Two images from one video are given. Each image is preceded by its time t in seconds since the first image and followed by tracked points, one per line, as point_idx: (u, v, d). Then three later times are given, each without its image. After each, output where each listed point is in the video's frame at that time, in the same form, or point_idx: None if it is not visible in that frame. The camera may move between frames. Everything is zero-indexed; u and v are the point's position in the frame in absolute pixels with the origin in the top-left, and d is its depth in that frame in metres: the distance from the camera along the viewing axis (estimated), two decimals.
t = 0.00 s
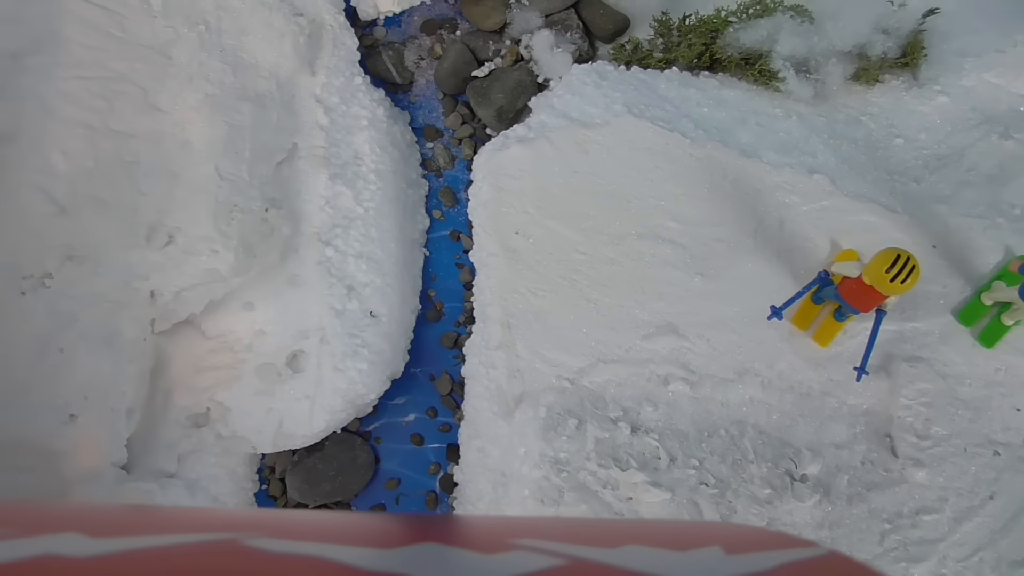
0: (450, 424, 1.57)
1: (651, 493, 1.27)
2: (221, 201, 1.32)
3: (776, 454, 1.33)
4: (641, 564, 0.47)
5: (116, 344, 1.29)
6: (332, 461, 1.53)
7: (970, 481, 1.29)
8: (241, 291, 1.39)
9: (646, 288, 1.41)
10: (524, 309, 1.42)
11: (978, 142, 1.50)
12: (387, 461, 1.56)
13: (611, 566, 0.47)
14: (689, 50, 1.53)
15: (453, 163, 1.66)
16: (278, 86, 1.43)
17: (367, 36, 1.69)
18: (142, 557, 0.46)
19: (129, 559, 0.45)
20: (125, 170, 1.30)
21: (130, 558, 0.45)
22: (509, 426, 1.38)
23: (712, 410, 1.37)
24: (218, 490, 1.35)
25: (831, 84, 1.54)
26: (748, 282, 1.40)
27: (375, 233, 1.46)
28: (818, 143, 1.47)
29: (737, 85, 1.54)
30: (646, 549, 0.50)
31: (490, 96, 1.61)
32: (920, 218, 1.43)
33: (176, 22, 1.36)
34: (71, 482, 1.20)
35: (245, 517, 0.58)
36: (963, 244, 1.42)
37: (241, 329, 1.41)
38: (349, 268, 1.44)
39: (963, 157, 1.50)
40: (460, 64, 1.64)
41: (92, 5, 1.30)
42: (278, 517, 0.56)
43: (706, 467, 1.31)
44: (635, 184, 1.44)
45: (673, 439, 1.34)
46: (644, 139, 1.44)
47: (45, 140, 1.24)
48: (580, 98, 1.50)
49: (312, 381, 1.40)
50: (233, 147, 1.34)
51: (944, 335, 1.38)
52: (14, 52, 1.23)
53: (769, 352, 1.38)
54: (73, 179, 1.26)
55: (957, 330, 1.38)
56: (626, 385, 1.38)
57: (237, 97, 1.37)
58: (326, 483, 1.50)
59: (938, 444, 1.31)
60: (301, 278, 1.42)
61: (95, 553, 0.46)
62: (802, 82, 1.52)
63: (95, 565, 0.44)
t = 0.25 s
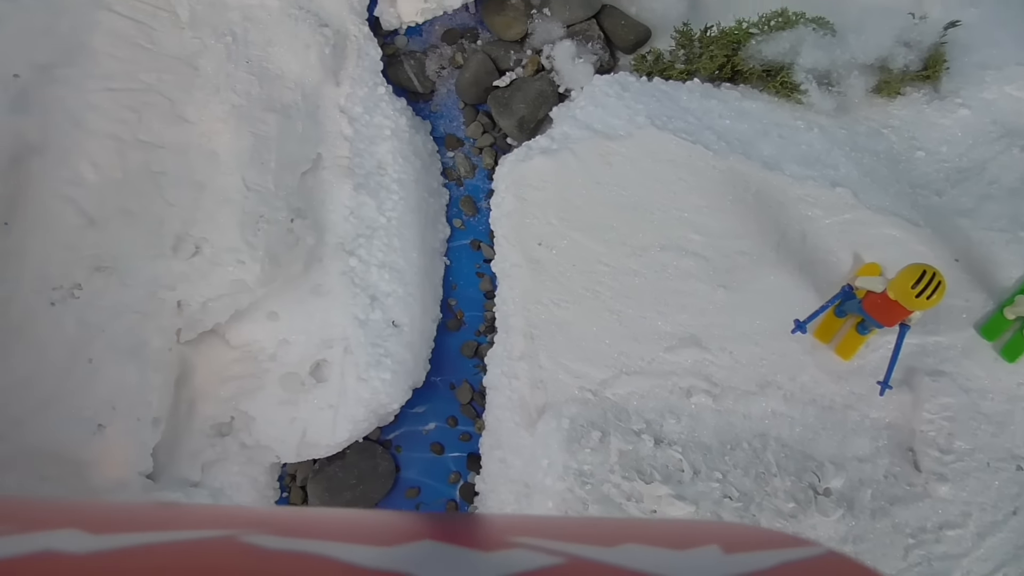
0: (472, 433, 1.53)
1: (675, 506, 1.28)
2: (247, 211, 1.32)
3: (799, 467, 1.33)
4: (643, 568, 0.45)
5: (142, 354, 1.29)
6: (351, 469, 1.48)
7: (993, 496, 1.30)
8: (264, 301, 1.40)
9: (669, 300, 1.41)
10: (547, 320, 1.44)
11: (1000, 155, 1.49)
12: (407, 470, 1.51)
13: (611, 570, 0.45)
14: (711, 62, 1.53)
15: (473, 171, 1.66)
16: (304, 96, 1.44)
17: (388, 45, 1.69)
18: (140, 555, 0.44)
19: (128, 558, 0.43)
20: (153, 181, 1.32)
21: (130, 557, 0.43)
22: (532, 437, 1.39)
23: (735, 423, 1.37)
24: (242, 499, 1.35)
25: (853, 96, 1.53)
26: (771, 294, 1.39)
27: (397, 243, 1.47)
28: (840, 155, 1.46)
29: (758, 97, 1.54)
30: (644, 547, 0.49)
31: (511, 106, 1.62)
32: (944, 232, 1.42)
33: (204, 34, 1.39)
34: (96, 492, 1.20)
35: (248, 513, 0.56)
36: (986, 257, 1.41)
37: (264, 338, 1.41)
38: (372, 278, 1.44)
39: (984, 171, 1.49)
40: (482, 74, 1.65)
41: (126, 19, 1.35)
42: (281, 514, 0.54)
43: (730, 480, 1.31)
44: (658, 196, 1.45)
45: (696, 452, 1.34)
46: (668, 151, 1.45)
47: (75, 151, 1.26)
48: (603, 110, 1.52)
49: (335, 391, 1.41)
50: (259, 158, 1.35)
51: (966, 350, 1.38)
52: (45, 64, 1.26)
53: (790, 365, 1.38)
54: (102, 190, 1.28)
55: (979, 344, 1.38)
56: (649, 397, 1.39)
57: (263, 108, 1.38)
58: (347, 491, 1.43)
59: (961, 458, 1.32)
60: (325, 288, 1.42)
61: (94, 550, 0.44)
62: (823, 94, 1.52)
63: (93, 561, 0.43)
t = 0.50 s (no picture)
0: (492, 443, 1.52)
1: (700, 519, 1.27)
2: (272, 221, 1.32)
3: (823, 481, 1.32)
4: None
5: (167, 364, 1.29)
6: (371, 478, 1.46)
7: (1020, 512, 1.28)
8: (287, 310, 1.40)
9: (692, 312, 1.41)
10: (570, 331, 1.44)
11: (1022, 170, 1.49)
12: (426, 479, 1.49)
13: None
14: (734, 73, 1.53)
15: (493, 181, 1.66)
16: (327, 106, 1.44)
17: (409, 53, 1.68)
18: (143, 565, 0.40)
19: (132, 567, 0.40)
20: (178, 190, 1.33)
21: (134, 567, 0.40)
22: (555, 449, 1.39)
23: (759, 436, 1.37)
24: (263, 508, 1.35)
25: (877, 109, 1.53)
26: (796, 306, 1.39)
27: (419, 252, 1.46)
28: (864, 168, 1.46)
29: (781, 108, 1.53)
30: (647, 552, 0.45)
31: (533, 116, 1.62)
32: (968, 246, 1.42)
33: (229, 42, 1.39)
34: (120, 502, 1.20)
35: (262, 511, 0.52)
36: (1010, 271, 1.40)
37: (286, 347, 1.41)
38: (394, 287, 1.44)
39: (1007, 184, 1.49)
40: (503, 83, 1.65)
41: (150, 27, 1.35)
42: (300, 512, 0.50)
43: (754, 493, 1.31)
44: (682, 207, 1.45)
45: (719, 464, 1.34)
46: (691, 162, 1.45)
47: (101, 161, 1.27)
48: (625, 121, 1.52)
49: (357, 401, 1.41)
50: (284, 167, 1.35)
51: (990, 364, 1.37)
52: (72, 73, 1.26)
53: (813, 377, 1.38)
54: (128, 199, 1.28)
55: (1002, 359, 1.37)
56: (672, 409, 1.38)
57: (288, 117, 1.38)
58: (367, 501, 1.41)
59: (986, 473, 1.30)
60: (347, 297, 1.42)
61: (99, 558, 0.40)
62: (847, 106, 1.51)
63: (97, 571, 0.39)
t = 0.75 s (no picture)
0: (510, 449, 1.52)
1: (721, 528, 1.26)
2: (294, 225, 1.32)
3: (845, 492, 1.32)
4: None
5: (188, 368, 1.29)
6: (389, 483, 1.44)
7: None
8: (308, 315, 1.40)
9: (713, 320, 1.41)
10: (591, 338, 1.44)
11: None
12: (443, 484, 1.49)
13: None
14: (755, 80, 1.53)
15: (512, 186, 1.65)
16: (350, 110, 1.44)
17: (429, 57, 1.68)
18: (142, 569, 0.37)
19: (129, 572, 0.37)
20: (201, 194, 1.34)
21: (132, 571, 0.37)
22: (575, 455, 1.38)
23: (780, 445, 1.36)
24: (282, 513, 1.35)
25: (899, 117, 1.53)
26: (819, 315, 1.38)
27: (438, 257, 1.46)
28: (886, 176, 1.45)
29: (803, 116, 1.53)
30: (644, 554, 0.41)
31: (553, 121, 1.62)
32: (992, 255, 1.40)
33: (253, 47, 1.40)
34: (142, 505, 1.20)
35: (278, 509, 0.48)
36: None
37: (307, 352, 1.40)
38: (414, 292, 1.43)
39: None
40: (524, 88, 1.65)
41: (174, 31, 1.35)
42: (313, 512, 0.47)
43: (775, 502, 1.30)
44: (704, 215, 1.45)
45: (741, 473, 1.33)
46: (713, 170, 1.45)
47: (127, 165, 1.28)
48: (648, 129, 1.53)
49: (377, 406, 1.40)
50: (307, 171, 1.35)
51: (1014, 375, 1.35)
52: (98, 77, 1.27)
53: (835, 387, 1.37)
54: (153, 203, 1.30)
55: None
56: (693, 417, 1.38)
57: (310, 122, 1.38)
58: (385, 506, 1.41)
59: (1010, 484, 1.28)
60: (368, 302, 1.42)
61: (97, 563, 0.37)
62: (868, 114, 1.51)
63: None
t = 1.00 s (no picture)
0: (523, 451, 1.54)
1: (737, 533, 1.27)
2: (315, 228, 1.34)
3: (861, 498, 1.32)
4: None
5: (209, 369, 1.30)
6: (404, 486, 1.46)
7: None
8: (326, 317, 1.40)
9: (729, 325, 1.41)
10: (607, 342, 1.45)
11: None
12: (457, 486, 1.52)
13: None
14: (772, 86, 1.53)
15: (528, 189, 1.66)
16: (369, 113, 1.45)
17: (446, 60, 1.68)
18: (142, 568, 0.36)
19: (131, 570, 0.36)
20: (222, 196, 1.35)
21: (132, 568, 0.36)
22: (591, 460, 1.39)
23: (796, 451, 1.37)
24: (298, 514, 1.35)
25: (915, 124, 1.54)
26: (835, 321, 1.38)
27: (455, 260, 1.46)
28: (902, 184, 1.45)
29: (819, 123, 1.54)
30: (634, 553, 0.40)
31: (570, 125, 1.62)
32: (1009, 263, 1.40)
33: (274, 50, 1.40)
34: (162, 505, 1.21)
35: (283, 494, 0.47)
36: None
37: (324, 354, 1.41)
38: (430, 294, 1.43)
39: None
40: (540, 92, 1.65)
41: (196, 32, 1.35)
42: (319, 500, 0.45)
43: (791, 507, 1.30)
44: (721, 220, 1.45)
45: (757, 479, 1.34)
46: (730, 175, 1.46)
47: (149, 166, 1.29)
48: (665, 134, 1.53)
49: (394, 408, 1.40)
50: (327, 174, 1.36)
51: None
52: (122, 79, 1.28)
53: (851, 394, 1.37)
54: (174, 205, 1.31)
55: None
56: (709, 422, 1.38)
57: (330, 124, 1.39)
58: (399, 508, 1.43)
59: None
60: (385, 304, 1.42)
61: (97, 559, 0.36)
62: (885, 121, 1.52)
63: None
